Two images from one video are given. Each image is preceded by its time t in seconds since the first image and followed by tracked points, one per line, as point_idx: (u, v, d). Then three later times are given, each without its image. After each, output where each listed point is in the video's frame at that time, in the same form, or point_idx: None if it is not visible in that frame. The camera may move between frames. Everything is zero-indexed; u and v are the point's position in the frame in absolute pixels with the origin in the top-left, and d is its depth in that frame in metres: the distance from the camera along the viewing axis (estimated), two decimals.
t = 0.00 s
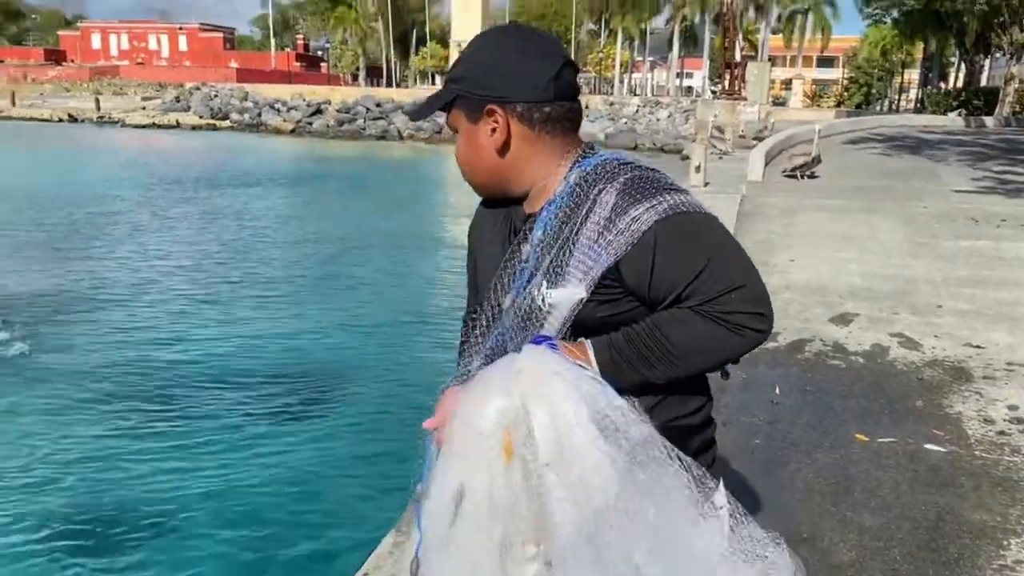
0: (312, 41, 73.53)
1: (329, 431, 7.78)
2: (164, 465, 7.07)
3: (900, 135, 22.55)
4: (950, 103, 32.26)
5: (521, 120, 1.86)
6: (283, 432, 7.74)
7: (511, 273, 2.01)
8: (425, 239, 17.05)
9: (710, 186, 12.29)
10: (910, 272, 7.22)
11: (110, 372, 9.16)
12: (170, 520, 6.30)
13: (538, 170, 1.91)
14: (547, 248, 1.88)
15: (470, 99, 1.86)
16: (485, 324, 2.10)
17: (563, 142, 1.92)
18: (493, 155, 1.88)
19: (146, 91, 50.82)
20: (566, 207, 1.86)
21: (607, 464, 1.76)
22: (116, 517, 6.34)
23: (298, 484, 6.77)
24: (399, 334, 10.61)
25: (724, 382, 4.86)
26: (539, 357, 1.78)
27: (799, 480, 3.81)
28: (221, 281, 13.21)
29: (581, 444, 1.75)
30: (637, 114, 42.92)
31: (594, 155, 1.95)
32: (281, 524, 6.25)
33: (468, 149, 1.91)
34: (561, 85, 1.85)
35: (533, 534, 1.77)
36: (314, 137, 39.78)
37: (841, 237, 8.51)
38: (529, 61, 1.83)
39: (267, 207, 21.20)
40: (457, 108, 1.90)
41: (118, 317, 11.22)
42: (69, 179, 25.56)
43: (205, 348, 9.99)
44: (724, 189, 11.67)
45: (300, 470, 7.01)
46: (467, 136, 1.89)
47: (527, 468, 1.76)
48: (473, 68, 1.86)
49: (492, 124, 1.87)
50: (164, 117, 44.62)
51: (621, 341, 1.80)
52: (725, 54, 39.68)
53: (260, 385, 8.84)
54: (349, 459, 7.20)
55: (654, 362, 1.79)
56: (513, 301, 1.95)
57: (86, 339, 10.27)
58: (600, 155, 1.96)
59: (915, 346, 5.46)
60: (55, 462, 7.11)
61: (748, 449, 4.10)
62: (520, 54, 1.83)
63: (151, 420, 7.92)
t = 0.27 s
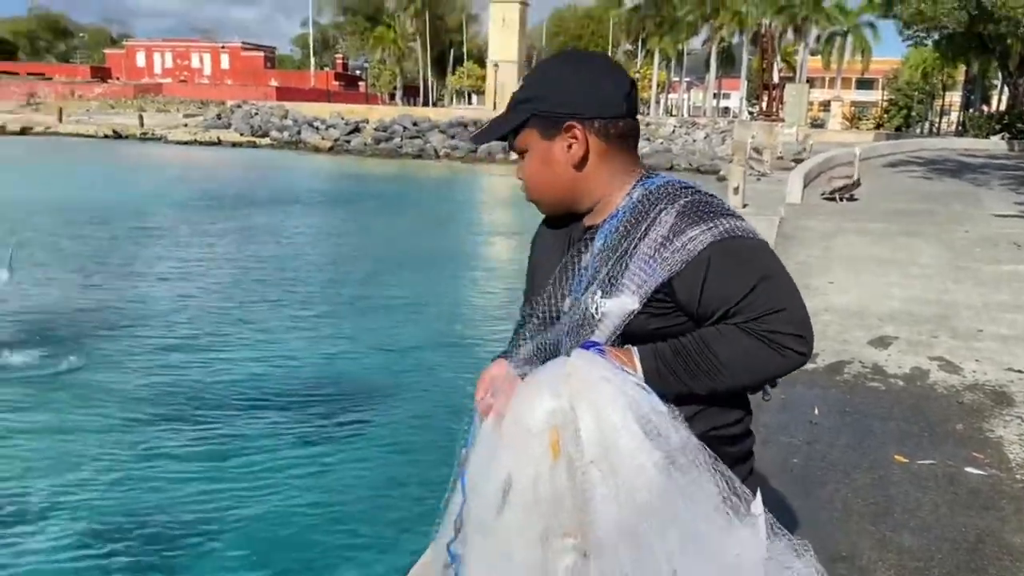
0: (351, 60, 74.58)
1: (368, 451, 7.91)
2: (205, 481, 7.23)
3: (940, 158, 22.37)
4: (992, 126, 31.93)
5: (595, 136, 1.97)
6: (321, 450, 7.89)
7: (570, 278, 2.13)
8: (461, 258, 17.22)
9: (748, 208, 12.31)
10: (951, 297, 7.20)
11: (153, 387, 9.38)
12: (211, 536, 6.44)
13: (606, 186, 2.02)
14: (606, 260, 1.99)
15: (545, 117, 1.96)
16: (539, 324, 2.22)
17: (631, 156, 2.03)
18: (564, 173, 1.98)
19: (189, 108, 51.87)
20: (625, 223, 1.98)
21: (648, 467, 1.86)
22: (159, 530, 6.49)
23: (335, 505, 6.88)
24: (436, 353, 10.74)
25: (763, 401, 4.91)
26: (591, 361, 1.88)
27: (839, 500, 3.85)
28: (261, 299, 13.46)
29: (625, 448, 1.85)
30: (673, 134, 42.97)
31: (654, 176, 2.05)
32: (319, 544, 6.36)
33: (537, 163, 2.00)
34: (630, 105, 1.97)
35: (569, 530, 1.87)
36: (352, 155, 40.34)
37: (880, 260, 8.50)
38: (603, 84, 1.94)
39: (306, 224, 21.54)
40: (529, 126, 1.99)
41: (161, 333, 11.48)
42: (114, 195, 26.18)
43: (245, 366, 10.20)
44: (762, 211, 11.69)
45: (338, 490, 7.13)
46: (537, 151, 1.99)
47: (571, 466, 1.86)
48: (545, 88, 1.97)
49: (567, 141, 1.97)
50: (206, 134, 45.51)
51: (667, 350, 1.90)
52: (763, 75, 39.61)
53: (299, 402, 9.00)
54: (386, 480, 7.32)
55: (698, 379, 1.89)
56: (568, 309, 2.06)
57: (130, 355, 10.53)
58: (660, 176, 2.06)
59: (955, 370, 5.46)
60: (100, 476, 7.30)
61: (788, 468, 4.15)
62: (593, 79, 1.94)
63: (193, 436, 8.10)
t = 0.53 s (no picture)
0: (394, 71, 75.41)
1: (410, 452, 8.05)
2: (250, 481, 7.43)
3: (988, 174, 22.04)
4: None
5: (666, 140, 2.11)
6: (363, 452, 8.05)
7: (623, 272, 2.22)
8: (501, 267, 17.36)
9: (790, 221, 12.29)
10: (996, 313, 7.16)
11: (200, 389, 9.64)
12: (255, 532, 6.62)
13: (665, 188, 2.15)
14: (671, 244, 2.13)
15: (621, 117, 2.10)
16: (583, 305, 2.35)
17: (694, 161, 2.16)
18: (631, 171, 2.11)
19: (235, 116, 52.84)
20: (687, 218, 2.12)
21: (716, 382, 2.01)
22: (206, 527, 6.69)
23: (375, 504, 7.02)
24: (477, 360, 10.88)
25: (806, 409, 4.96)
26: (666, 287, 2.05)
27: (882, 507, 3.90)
28: (304, 304, 13.73)
29: (696, 368, 2.01)
30: (714, 148, 42.81)
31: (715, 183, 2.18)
32: (359, 540, 6.51)
33: (609, 159, 2.13)
34: (699, 115, 2.12)
35: (639, 437, 2.03)
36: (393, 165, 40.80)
37: (924, 275, 8.46)
38: (677, 97, 2.09)
39: (350, 231, 21.89)
40: (604, 126, 2.12)
41: (208, 336, 11.77)
42: (162, 201, 26.80)
43: (289, 368, 10.43)
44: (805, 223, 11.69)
45: (379, 490, 7.27)
46: (610, 149, 2.12)
47: (643, 381, 2.03)
48: (623, 92, 2.11)
49: (641, 143, 2.10)
50: (251, 142, 46.33)
51: (737, 302, 2.03)
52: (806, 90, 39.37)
53: (342, 405, 9.19)
54: (427, 481, 7.44)
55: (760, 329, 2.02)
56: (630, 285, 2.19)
57: (178, 357, 10.83)
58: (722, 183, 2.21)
59: (1000, 384, 5.45)
60: (150, 473, 7.54)
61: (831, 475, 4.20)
62: (668, 89, 2.09)
63: (240, 436, 8.32)
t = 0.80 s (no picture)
0: (431, 75, 75.90)
1: (442, 457, 8.10)
2: (283, 483, 7.52)
3: None
4: None
5: (706, 145, 1.99)
6: (395, 455, 8.11)
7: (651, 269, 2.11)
8: (535, 271, 17.42)
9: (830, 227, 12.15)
10: None
11: (235, 390, 9.76)
12: (287, 536, 6.69)
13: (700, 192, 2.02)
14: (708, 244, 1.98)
15: (664, 120, 1.99)
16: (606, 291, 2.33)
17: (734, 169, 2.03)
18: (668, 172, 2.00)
19: (276, 119, 53.56)
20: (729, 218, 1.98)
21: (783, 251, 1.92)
22: (239, 527, 6.78)
23: (406, 511, 7.07)
24: (510, 366, 10.91)
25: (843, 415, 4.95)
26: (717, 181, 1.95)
27: (921, 512, 3.90)
28: (339, 306, 13.85)
29: (760, 232, 1.91)
30: (752, 154, 42.59)
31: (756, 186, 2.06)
32: (389, 546, 6.56)
33: (648, 160, 2.02)
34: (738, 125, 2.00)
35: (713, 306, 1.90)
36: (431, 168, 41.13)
37: (966, 284, 8.36)
38: (715, 102, 1.98)
39: (386, 234, 22.06)
40: (646, 126, 2.01)
41: (243, 337, 11.92)
42: (202, 202, 27.23)
43: (322, 370, 10.52)
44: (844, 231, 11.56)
45: (410, 497, 7.33)
46: (651, 150, 2.01)
47: (708, 255, 1.91)
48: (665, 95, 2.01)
49: (681, 146, 2.00)
50: (291, 144, 46.95)
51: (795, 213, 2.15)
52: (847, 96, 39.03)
53: (375, 408, 9.26)
54: (458, 489, 7.48)
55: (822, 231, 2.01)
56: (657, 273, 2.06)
57: (214, 357, 10.97)
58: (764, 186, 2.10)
59: None
60: (185, 473, 7.65)
61: (867, 479, 4.21)
62: (713, 95, 1.98)
63: (273, 437, 8.42)
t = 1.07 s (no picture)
0: (463, 76, 76.09)
1: (464, 458, 8.17)
2: (307, 481, 7.63)
3: None
4: None
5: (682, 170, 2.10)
6: (418, 456, 8.18)
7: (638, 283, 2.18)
8: (563, 274, 17.42)
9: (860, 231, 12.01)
10: None
11: (263, 389, 9.89)
12: (310, 535, 6.80)
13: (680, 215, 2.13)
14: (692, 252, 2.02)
15: (642, 150, 2.10)
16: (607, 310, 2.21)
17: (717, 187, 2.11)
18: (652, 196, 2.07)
19: (308, 119, 53.95)
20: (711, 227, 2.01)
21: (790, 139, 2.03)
22: (263, 525, 6.90)
23: (427, 512, 7.15)
24: (534, 368, 10.94)
25: (870, 425, 4.92)
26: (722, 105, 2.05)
27: (945, 525, 3.86)
28: (366, 306, 13.97)
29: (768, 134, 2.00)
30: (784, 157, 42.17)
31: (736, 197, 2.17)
32: (410, 547, 6.66)
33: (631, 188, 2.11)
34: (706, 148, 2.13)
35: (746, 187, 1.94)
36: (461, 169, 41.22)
37: (999, 291, 8.25)
38: (682, 127, 2.12)
39: (414, 234, 22.20)
40: (627, 156, 2.11)
41: (271, 335, 12.06)
42: (235, 201, 27.53)
43: (348, 370, 10.64)
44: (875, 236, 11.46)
45: (431, 497, 7.40)
46: (631, 179, 2.11)
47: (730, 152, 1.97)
48: (639, 128, 2.12)
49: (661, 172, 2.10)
50: (323, 144, 47.27)
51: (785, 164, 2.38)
52: (882, 100, 38.53)
53: (399, 408, 9.35)
54: (480, 490, 7.55)
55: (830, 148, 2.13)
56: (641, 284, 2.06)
57: (242, 355, 11.12)
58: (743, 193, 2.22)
59: None
60: (211, 470, 7.78)
61: (893, 489, 4.18)
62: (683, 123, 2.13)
63: (297, 436, 8.53)
